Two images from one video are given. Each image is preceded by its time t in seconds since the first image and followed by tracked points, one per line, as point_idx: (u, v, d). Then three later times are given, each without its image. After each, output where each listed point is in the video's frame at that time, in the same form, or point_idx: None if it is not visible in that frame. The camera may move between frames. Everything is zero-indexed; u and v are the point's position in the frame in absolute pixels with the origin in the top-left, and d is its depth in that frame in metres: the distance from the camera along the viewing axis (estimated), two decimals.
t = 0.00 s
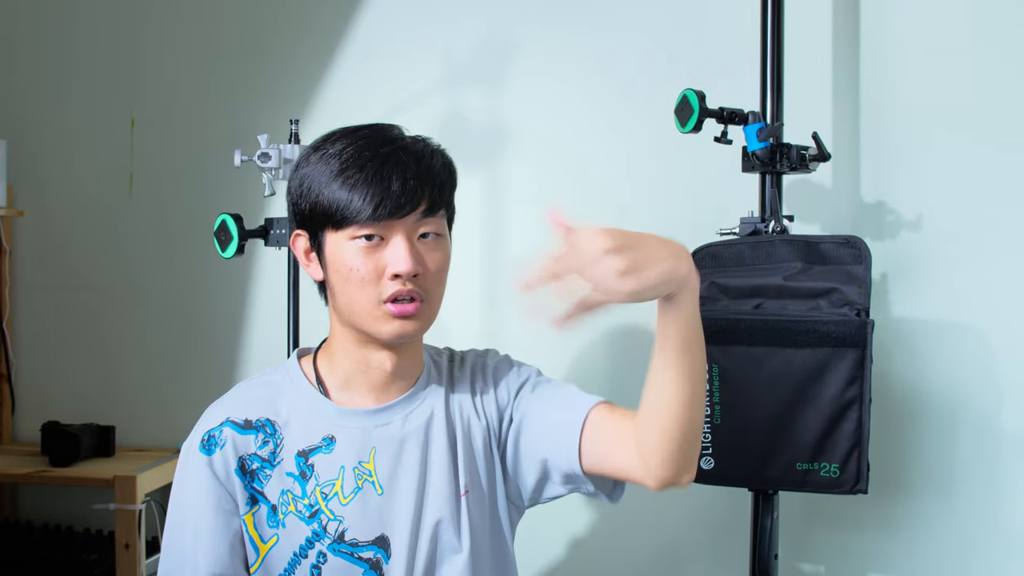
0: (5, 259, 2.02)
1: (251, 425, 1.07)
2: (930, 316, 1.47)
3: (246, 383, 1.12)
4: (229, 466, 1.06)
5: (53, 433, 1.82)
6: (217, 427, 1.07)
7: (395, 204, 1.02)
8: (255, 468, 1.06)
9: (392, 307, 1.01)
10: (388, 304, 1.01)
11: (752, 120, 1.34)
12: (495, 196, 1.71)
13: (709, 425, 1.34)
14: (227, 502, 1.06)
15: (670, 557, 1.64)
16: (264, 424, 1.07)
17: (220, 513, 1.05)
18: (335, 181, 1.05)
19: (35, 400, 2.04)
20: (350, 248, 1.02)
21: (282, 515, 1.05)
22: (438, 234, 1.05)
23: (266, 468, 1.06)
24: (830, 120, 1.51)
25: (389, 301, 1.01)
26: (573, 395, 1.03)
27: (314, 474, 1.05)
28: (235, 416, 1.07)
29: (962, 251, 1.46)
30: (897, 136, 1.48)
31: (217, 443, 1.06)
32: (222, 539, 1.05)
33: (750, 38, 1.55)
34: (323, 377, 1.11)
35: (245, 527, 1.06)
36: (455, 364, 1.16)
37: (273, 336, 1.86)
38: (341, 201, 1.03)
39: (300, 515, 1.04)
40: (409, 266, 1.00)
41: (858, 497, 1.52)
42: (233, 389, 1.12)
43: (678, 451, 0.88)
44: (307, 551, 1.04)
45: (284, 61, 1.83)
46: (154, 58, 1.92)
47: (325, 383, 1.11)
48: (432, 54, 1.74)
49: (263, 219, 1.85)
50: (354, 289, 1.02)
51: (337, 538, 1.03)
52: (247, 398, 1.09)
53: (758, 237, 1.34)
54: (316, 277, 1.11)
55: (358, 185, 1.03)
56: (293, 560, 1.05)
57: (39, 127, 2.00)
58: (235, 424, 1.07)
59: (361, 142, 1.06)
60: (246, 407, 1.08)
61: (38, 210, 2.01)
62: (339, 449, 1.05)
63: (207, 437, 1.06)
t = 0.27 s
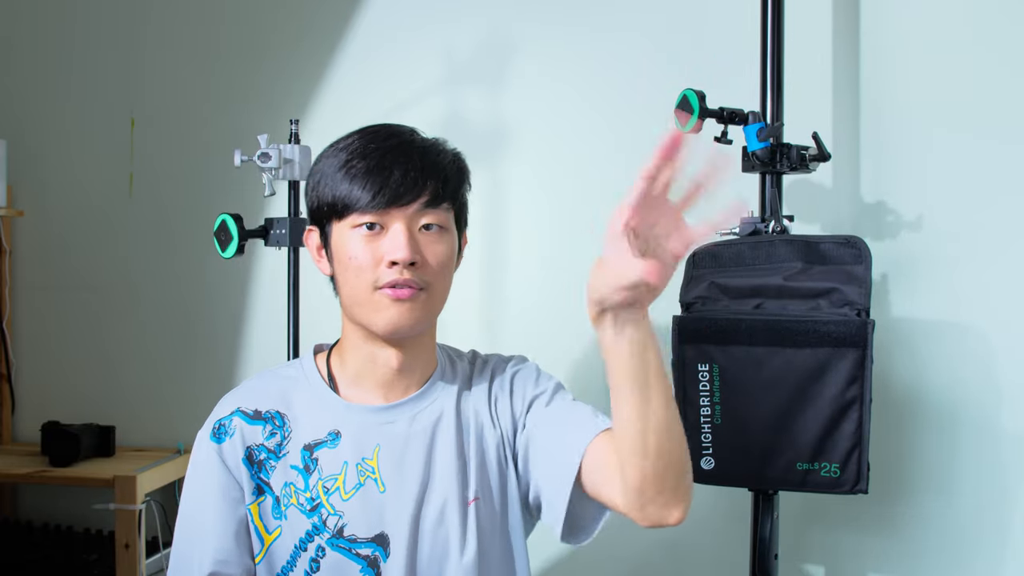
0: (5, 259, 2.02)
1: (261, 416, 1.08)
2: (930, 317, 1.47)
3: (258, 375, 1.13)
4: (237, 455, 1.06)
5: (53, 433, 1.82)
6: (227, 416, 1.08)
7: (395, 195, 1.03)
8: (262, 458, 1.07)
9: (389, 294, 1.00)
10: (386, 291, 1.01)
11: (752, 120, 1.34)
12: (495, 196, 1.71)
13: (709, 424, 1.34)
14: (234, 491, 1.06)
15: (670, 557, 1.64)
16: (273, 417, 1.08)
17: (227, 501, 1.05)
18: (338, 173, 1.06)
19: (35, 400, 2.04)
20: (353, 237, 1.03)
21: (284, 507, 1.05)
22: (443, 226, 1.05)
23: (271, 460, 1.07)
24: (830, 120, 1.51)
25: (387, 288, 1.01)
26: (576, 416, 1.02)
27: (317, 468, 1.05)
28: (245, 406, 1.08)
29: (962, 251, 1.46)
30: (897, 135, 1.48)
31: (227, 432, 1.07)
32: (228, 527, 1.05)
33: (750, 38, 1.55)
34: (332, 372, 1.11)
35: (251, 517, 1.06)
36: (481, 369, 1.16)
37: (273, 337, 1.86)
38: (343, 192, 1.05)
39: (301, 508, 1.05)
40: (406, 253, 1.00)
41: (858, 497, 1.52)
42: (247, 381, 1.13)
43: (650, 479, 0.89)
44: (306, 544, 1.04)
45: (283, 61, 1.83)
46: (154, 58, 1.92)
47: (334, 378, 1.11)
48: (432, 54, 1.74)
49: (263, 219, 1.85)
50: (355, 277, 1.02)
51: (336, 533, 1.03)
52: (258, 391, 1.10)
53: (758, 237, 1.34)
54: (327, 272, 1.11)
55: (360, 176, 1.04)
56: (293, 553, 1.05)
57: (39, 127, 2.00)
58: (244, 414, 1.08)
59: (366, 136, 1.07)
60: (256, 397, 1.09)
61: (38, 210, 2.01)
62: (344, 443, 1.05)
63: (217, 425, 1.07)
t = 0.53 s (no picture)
0: (5, 259, 2.02)
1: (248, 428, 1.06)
2: (930, 317, 1.47)
3: (238, 385, 1.11)
4: (227, 469, 1.04)
5: (53, 433, 1.82)
6: (213, 430, 1.05)
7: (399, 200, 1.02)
8: (253, 470, 1.05)
9: (396, 301, 1.01)
10: (392, 297, 1.01)
11: (752, 120, 1.34)
12: (495, 196, 1.71)
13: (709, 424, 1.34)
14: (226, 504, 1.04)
15: (670, 557, 1.64)
16: (261, 426, 1.06)
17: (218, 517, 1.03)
18: (333, 178, 1.03)
19: (35, 400, 2.04)
20: (352, 243, 1.01)
21: (282, 518, 1.04)
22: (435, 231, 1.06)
23: (264, 471, 1.05)
24: (830, 120, 1.51)
25: (394, 294, 1.01)
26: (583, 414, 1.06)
27: (313, 476, 1.04)
28: (233, 419, 1.06)
29: (962, 251, 1.46)
30: (897, 136, 1.48)
31: (214, 446, 1.04)
32: (223, 543, 1.03)
33: (750, 38, 1.55)
34: (317, 378, 1.11)
35: (245, 531, 1.04)
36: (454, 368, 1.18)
37: (273, 337, 1.86)
38: (343, 197, 1.02)
39: (299, 518, 1.03)
40: (414, 260, 1.00)
41: (858, 497, 1.52)
42: (228, 391, 1.11)
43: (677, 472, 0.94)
44: (308, 554, 1.02)
45: (283, 61, 1.83)
46: (154, 58, 1.92)
47: (319, 383, 1.10)
48: (432, 54, 1.74)
49: (263, 219, 1.85)
50: (357, 284, 1.01)
51: (339, 540, 1.02)
52: (242, 401, 1.08)
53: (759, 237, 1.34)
54: (306, 277, 1.09)
55: (360, 181, 1.02)
56: (293, 564, 1.03)
57: (39, 127, 2.00)
58: (231, 426, 1.05)
59: (356, 140, 1.06)
60: (242, 408, 1.07)
61: (38, 210, 2.01)
62: (337, 449, 1.04)
63: (204, 440, 1.04)
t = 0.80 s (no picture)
0: (5, 259, 2.02)
1: (242, 445, 1.02)
2: (930, 317, 1.47)
3: (220, 399, 1.06)
4: (226, 488, 1.01)
5: (53, 433, 1.82)
6: (207, 448, 1.01)
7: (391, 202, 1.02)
8: (251, 486, 1.02)
9: (394, 304, 1.01)
10: (389, 301, 1.01)
11: (752, 120, 1.34)
12: (495, 196, 1.71)
13: (709, 424, 1.34)
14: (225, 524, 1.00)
15: (670, 557, 1.64)
16: (256, 440, 1.03)
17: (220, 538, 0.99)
18: (318, 184, 1.01)
19: (35, 400, 2.04)
20: (346, 249, 1.01)
21: (285, 532, 1.02)
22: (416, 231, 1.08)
23: (264, 486, 1.02)
24: (830, 120, 1.51)
25: (391, 298, 1.01)
26: (569, 387, 1.12)
27: (314, 486, 1.02)
28: (225, 436, 1.02)
29: (962, 252, 1.46)
30: (897, 136, 1.48)
31: (210, 466, 1.00)
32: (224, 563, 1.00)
33: (750, 38, 1.55)
34: (299, 383, 1.08)
35: (246, 549, 1.02)
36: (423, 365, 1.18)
37: (273, 336, 1.86)
38: (334, 202, 1.01)
39: (305, 529, 1.02)
40: (412, 262, 1.01)
41: (858, 497, 1.52)
42: (211, 406, 1.06)
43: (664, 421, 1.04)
44: (316, 565, 1.02)
45: (284, 61, 1.83)
46: (154, 58, 1.92)
47: (303, 389, 1.07)
48: (432, 54, 1.74)
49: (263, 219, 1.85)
50: (354, 290, 1.00)
51: (346, 548, 1.01)
52: (231, 415, 1.04)
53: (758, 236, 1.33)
54: (289, 286, 1.07)
55: (350, 184, 1.01)
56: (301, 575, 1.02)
57: (39, 127, 2.00)
58: (226, 444, 1.02)
59: (334, 144, 1.04)
60: (232, 424, 1.03)
61: (38, 210, 2.01)
62: (335, 456, 1.03)
63: (199, 460, 1.00)
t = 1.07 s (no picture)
0: (5, 259, 2.02)
1: (260, 421, 1.01)
2: (930, 317, 1.47)
3: (237, 376, 1.06)
4: (240, 463, 0.99)
5: (53, 433, 1.82)
6: (224, 421, 1.00)
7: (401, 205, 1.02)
8: (264, 464, 1.01)
9: (398, 304, 1.01)
10: (393, 301, 1.01)
11: (752, 120, 1.33)
12: (495, 195, 1.71)
13: (709, 424, 1.34)
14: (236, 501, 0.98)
15: (670, 557, 1.64)
16: (272, 419, 1.02)
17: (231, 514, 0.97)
18: (333, 181, 1.02)
19: (35, 400, 2.04)
20: (355, 248, 1.01)
21: (293, 513, 1.00)
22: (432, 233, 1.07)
23: (276, 465, 1.01)
24: (830, 120, 1.51)
25: (395, 298, 1.01)
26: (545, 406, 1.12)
27: (323, 470, 1.02)
28: (244, 410, 1.01)
29: (962, 252, 1.46)
30: (897, 135, 1.48)
31: (228, 438, 0.99)
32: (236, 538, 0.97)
33: (750, 38, 1.55)
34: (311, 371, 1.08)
35: (253, 527, 1.00)
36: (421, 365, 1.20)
37: (273, 337, 1.86)
38: (344, 202, 1.01)
39: (312, 512, 1.01)
40: (417, 264, 1.00)
41: (858, 497, 1.52)
42: (227, 383, 1.05)
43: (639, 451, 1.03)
44: (319, 550, 1.00)
45: (283, 61, 1.83)
46: (154, 58, 1.92)
47: (317, 374, 1.07)
48: (432, 54, 1.74)
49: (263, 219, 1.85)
50: (360, 288, 1.01)
51: (351, 534, 1.01)
52: (248, 391, 1.03)
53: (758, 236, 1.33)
54: (304, 278, 1.08)
55: (363, 184, 1.01)
56: (303, 560, 1.00)
57: (39, 127, 2.00)
58: (244, 418, 1.01)
59: (354, 142, 1.05)
60: (249, 400, 1.02)
61: (38, 210, 2.01)
62: (345, 443, 1.03)
63: (216, 432, 0.99)
